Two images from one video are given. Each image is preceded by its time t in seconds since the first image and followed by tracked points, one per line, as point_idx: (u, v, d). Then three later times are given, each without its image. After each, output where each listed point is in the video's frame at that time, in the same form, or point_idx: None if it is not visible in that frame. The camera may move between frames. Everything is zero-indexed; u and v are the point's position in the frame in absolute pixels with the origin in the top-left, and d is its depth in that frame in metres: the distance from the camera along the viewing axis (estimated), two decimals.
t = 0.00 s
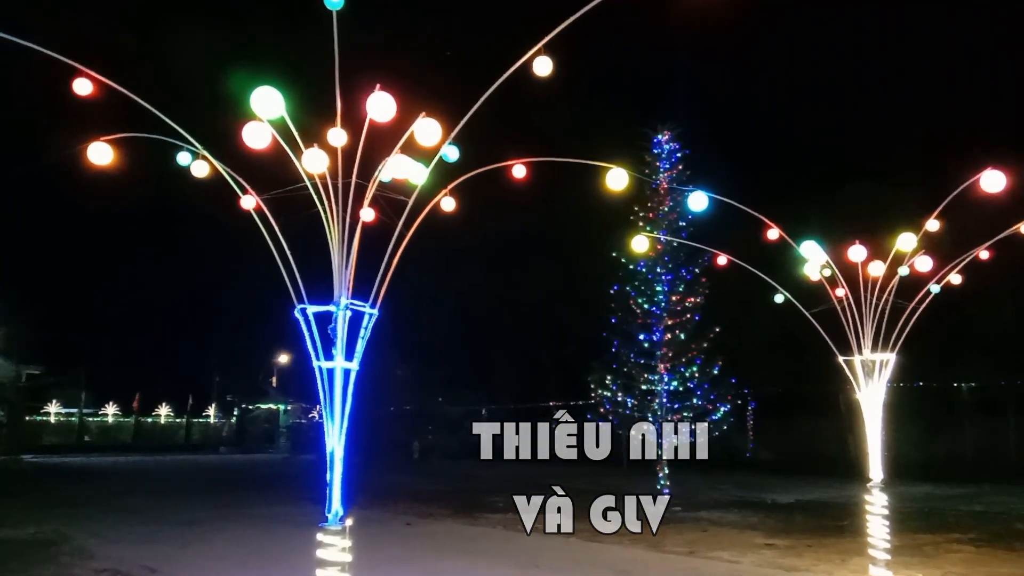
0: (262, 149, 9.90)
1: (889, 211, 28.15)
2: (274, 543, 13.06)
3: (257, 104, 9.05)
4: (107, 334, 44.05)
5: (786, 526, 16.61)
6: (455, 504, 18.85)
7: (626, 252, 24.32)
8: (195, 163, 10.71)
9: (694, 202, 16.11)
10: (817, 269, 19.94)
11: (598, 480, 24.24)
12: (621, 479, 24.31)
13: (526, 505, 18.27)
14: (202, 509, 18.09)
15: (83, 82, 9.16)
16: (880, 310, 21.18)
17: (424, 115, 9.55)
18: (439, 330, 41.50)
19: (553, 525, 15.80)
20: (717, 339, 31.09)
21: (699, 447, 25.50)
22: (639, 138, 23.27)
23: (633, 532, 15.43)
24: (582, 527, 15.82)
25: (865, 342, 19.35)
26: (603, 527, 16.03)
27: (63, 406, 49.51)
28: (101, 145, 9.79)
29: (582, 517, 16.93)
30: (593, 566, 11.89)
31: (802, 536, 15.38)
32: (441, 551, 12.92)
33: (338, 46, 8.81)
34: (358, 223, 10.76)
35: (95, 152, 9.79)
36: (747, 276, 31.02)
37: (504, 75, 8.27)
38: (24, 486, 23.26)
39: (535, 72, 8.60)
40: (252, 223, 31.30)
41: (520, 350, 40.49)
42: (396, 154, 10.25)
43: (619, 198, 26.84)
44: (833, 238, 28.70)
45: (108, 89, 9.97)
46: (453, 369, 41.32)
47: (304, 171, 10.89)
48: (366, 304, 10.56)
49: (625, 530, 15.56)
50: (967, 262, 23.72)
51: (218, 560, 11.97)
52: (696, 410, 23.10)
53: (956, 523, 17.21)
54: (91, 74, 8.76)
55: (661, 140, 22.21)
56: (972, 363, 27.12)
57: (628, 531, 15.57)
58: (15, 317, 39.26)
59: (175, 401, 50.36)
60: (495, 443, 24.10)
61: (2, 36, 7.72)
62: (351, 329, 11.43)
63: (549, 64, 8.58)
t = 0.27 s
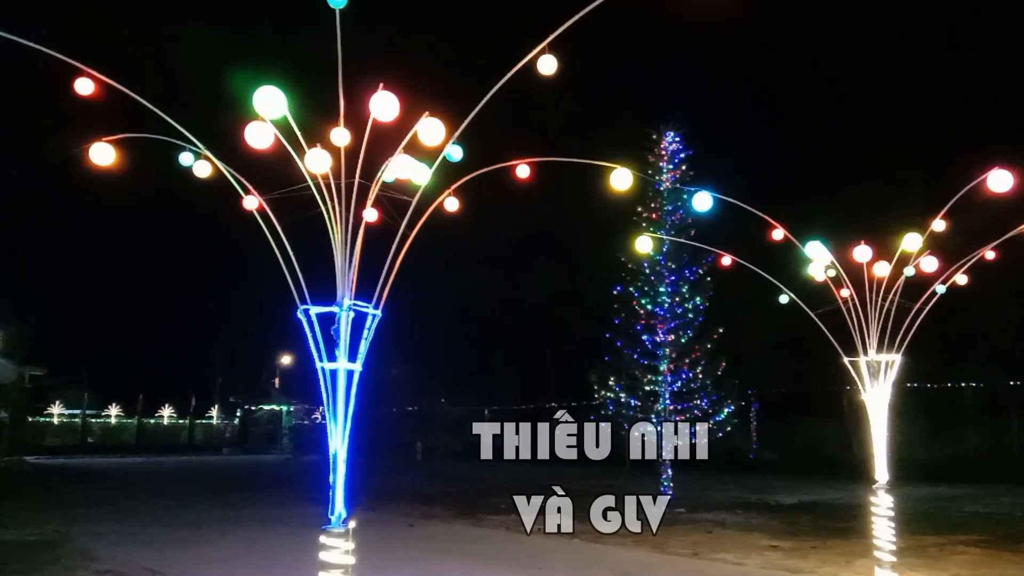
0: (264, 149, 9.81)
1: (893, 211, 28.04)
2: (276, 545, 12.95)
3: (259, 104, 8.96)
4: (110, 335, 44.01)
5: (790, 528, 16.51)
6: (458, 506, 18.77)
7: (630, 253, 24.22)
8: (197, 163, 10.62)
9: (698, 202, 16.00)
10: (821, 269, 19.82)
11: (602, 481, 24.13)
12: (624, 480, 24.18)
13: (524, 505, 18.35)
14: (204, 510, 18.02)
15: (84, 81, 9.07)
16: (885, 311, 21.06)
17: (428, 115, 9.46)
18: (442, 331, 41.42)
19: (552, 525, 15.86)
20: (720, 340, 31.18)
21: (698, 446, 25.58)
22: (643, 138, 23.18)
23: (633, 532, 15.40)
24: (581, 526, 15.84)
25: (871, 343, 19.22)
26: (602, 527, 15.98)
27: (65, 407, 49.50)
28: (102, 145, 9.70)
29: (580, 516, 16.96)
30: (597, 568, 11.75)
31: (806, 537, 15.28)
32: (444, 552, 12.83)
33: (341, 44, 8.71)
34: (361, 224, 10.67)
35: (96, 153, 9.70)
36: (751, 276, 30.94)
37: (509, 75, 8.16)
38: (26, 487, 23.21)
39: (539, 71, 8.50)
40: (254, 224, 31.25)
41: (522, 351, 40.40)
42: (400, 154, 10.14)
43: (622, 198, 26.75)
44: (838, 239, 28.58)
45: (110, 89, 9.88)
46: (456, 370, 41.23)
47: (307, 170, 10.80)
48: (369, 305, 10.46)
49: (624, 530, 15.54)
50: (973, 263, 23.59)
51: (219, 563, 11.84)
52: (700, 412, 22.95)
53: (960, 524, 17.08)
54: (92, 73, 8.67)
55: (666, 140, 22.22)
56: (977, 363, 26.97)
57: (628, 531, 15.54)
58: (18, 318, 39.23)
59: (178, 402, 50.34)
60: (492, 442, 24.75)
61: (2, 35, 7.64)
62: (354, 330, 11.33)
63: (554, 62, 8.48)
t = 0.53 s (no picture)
0: (264, 149, 9.74)
1: (894, 212, 27.98)
2: (276, 547, 12.85)
3: (259, 103, 8.88)
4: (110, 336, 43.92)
5: (792, 528, 16.44)
6: (458, 507, 18.72)
7: (631, 253, 24.16)
8: (196, 162, 10.54)
9: (699, 201, 15.92)
10: (823, 269, 19.74)
11: (603, 481, 24.04)
12: (625, 481, 24.06)
13: (523, 505, 18.42)
14: (204, 512, 17.96)
15: (83, 80, 8.99)
16: (888, 310, 20.98)
17: (428, 113, 9.38)
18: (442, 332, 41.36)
19: (551, 525, 15.88)
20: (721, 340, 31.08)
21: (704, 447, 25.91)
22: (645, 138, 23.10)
23: (633, 532, 15.38)
24: (580, 526, 15.87)
25: (873, 343, 19.13)
26: (601, 526, 15.96)
27: (65, 409, 49.48)
28: (102, 145, 9.62)
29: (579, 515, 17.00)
30: (598, 569, 11.64)
31: (808, 538, 15.22)
32: (445, 554, 12.74)
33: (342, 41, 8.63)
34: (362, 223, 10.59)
35: (95, 153, 9.63)
36: (752, 275, 30.85)
37: (510, 73, 8.08)
38: (26, 490, 23.18)
39: (541, 68, 8.42)
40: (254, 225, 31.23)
41: (523, 351, 40.34)
42: (400, 154, 10.07)
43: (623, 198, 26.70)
44: (840, 238, 28.49)
45: (108, 89, 9.81)
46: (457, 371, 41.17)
47: (307, 170, 10.73)
48: (370, 305, 10.38)
49: (624, 530, 15.53)
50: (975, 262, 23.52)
51: (219, 565, 11.73)
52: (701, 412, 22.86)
53: (962, 524, 16.96)
54: (91, 72, 8.60)
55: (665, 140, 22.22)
56: (980, 362, 26.86)
57: (628, 530, 15.51)
58: (18, 319, 39.21)
59: (178, 404, 50.32)
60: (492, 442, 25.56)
61: None
62: (355, 330, 11.25)
63: (555, 59, 8.40)
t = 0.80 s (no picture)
0: (262, 149, 9.68)
1: (894, 213, 27.95)
2: (273, 549, 12.77)
3: (258, 103, 8.83)
4: (109, 337, 43.81)
5: (791, 530, 16.41)
6: (457, 508, 18.69)
7: (630, 255, 24.13)
8: (194, 162, 10.47)
9: (699, 202, 15.88)
10: (823, 270, 19.69)
11: (602, 483, 23.99)
12: (625, 482, 23.99)
13: (523, 505, 18.48)
14: (202, 512, 17.91)
15: (80, 80, 8.94)
16: (887, 312, 20.95)
17: (427, 114, 9.34)
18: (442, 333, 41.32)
19: (552, 525, 15.88)
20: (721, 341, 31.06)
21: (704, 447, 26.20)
22: (644, 138, 23.06)
23: (633, 532, 15.37)
24: (581, 526, 15.89)
25: (872, 345, 19.08)
26: (601, 527, 15.94)
27: (63, 410, 49.41)
28: (100, 145, 9.56)
29: (581, 515, 17.03)
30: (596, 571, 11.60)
31: (808, 539, 15.18)
32: (443, 555, 12.68)
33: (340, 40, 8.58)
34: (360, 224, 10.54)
35: (93, 153, 9.57)
36: (752, 277, 30.85)
37: (510, 74, 8.02)
38: (23, 490, 23.12)
39: (541, 68, 8.38)
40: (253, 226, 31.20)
41: (522, 352, 40.30)
42: (399, 154, 10.01)
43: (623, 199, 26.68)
44: (840, 239, 28.46)
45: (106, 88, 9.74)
46: (456, 372, 41.14)
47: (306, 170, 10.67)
48: (369, 306, 10.33)
49: (624, 530, 15.52)
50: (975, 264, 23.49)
51: (216, 567, 11.62)
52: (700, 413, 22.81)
53: (962, 526, 16.95)
54: (88, 72, 8.55)
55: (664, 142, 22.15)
56: (979, 364, 26.82)
57: (628, 531, 15.51)
58: (17, 320, 39.14)
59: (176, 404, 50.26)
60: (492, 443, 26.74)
61: None
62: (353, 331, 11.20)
63: (555, 60, 8.37)
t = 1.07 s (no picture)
0: (257, 150, 9.64)
1: (890, 213, 27.99)
2: (270, 550, 12.73)
3: (252, 103, 8.78)
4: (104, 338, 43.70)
5: (787, 530, 16.42)
6: (453, 509, 18.69)
7: (627, 255, 24.10)
8: (189, 163, 10.42)
9: (696, 203, 15.86)
10: (818, 271, 19.67)
11: (599, 483, 23.98)
12: (622, 483, 23.95)
13: (523, 505, 18.51)
14: (198, 513, 17.89)
15: (74, 80, 8.89)
16: (883, 313, 20.94)
17: (422, 114, 9.30)
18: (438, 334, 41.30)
19: (553, 525, 15.91)
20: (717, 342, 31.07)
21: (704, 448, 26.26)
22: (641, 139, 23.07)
23: (634, 532, 15.39)
24: (581, 525, 15.92)
25: (868, 346, 19.07)
26: (601, 527, 15.95)
27: (59, 411, 49.34)
28: (94, 146, 9.51)
29: (582, 515, 17.06)
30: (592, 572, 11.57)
31: (804, 540, 15.17)
32: (440, 556, 12.66)
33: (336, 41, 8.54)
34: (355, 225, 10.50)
35: (88, 154, 9.51)
36: (748, 277, 30.83)
37: (505, 74, 8.00)
38: (19, 492, 23.07)
39: (536, 68, 8.36)
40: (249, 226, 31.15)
41: (519, 353, 40.29)
42: (394, 155, 9.98)
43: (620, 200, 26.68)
44: (837, 240, 28.48)
45: (100, 89, 9.69)
46: (453, 372, 41.10)
47: (301, 171, 10.64)
48: (364, 307, 10.30)
49: (624, 530, 15.52)
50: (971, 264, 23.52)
51: (211, 569, 11.54)
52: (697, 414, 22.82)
53: (957, 526, 16.95)
54: (83, 72, 8.50)
55: (660, 142, 22.14)
56: (975, 364, 26.85)
57: (627, 531, 15.52)
58: (12, 321, 39.06)
59: (173, 405, 50.20)
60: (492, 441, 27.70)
61: None
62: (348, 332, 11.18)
63: (551, 60, 8.34)
